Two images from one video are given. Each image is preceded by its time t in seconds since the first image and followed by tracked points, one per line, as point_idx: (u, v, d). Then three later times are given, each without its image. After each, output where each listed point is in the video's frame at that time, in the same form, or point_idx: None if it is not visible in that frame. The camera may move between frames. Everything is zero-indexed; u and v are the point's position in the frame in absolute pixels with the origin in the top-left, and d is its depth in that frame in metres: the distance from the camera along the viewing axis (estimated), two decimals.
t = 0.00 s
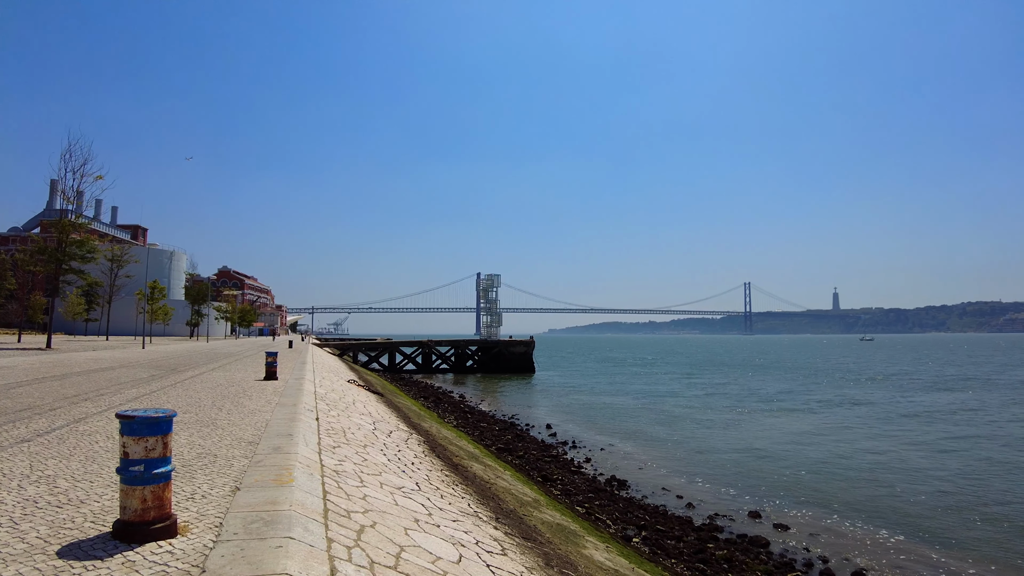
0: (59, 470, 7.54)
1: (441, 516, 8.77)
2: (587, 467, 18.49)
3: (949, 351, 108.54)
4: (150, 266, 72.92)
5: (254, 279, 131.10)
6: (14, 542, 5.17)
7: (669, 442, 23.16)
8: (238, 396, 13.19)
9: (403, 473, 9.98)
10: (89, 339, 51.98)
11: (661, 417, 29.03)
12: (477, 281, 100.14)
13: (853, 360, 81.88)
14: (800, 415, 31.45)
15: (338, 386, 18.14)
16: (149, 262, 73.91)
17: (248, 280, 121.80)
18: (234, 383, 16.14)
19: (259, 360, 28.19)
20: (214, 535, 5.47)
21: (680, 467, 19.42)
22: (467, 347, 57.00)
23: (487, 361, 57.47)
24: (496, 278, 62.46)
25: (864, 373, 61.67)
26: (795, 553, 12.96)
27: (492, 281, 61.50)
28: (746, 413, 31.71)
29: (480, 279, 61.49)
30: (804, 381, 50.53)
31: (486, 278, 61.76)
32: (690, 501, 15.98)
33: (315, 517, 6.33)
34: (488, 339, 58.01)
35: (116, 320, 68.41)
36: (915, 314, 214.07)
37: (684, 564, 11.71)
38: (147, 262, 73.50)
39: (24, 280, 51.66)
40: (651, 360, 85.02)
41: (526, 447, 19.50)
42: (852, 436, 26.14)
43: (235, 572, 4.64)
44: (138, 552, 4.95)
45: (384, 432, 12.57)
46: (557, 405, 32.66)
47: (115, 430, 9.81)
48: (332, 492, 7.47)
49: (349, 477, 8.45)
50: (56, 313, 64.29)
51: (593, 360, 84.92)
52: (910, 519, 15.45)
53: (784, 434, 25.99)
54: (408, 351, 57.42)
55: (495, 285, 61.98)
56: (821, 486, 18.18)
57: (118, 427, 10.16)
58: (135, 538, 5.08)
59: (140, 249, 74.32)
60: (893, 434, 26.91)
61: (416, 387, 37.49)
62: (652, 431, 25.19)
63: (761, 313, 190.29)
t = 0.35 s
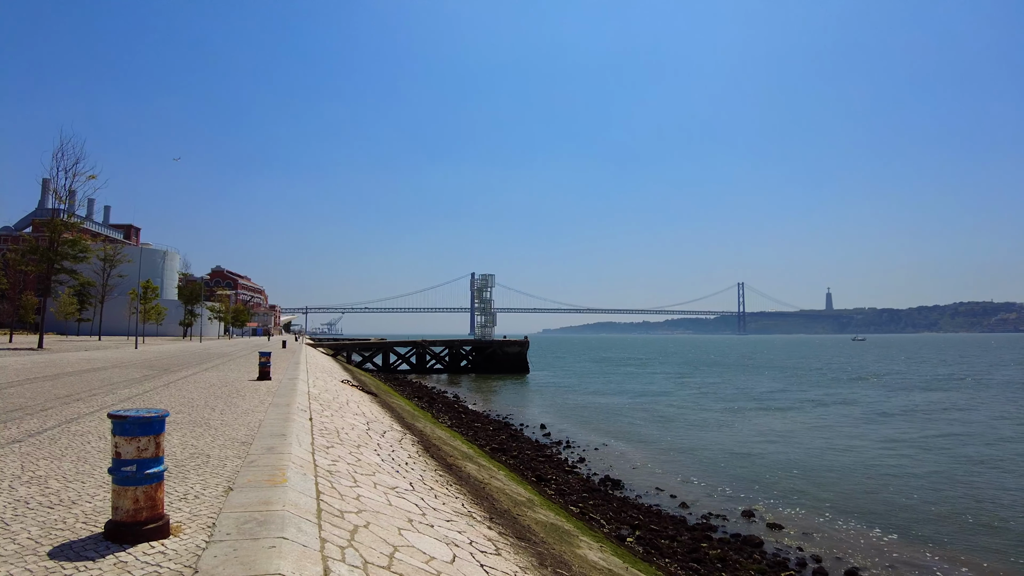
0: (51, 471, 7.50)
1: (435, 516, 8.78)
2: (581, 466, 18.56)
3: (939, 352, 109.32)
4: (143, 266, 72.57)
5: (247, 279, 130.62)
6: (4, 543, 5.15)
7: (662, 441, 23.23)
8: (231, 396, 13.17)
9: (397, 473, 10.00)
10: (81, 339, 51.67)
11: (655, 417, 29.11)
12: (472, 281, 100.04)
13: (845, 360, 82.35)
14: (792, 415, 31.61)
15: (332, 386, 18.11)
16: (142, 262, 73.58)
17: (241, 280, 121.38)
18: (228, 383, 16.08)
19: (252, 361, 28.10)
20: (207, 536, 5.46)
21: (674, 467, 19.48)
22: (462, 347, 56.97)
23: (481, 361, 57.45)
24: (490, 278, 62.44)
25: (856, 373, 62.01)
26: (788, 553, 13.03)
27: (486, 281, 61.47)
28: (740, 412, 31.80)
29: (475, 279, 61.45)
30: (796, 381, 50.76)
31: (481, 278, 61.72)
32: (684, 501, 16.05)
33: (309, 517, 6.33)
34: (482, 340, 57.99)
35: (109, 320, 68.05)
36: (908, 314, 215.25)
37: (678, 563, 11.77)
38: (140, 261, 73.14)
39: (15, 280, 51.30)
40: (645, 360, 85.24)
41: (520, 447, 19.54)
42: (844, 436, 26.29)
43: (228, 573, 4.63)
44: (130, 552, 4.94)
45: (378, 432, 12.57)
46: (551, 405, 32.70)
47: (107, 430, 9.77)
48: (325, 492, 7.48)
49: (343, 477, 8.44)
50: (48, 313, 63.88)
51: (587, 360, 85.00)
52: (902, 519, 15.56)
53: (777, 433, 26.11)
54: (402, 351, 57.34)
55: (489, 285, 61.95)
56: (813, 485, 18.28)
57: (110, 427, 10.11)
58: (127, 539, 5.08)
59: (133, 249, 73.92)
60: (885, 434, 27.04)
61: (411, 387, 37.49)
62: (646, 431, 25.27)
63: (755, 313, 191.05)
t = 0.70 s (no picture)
0: (43, 471, 7.46)
1: (430, 516, 8.78)
2: (575, 466, 18.61)
3: (931, 352, 109.85)
4: (135, 265, 72.20)
5: (241, 279, 130.11)
6: None
7: (656, 441, 23.32)
8: (225, 396, 13.14)
9: (391, 473, 10.00)
10: (73, 339, 51.33)
11: (649, 417, 29.19)
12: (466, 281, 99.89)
13: (838, 360, 82.68)
14: (785, 415, 31.75)
15: (325, 386, 18.09)
16: (135, 261, 73.19)
17: (235, 280, 120.85)
18: (221, 383, 16.04)
19: (246, 361, 28.01)
20: (200, 536, 5.45)
21: (668, 467, 19.55)
22: (456, 347, 56.95)
23: (475, 361, 57.45)
24: (484, 278, 62.42)
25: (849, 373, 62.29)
26: (782, 551, 13.10)
27: (480, 281, 61.45)
28: (733, 412, 31.93)
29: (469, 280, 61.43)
30: (790, 381, 50.95)
31: (475, 278, 61.69)
32: (678, 500, 16.11)
33: (302, 517, 6.33)
34: (477, 340, 57.98)
35: (101, 320, 67.63)
36: (900, 314, 216.20)
37: (672, 562, 11.81)
38: (133, 261, 72.77)
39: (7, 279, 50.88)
40: (639, 360, 85.37)
41: (514, 447, 19.57)
42: (837, 435, 26.42)
43: (221, 573, 4.63)
44: (123, 553, 4.93)
45: (372, 432, 12.56)
46: (546, 405, 32.73)
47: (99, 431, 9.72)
48: (319, 492, 7.48)
49: (336, 477, 8.44)
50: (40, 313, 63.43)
51: (582, 360, 85.00)
52: (894, 518, 15.66)
53: (770, 433, 26.25)
54: (396, 351, 57.27)
55: (483, 285, 61.92)
56: (806, 484, 18.38)
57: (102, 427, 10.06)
58: (120, 539, 5.07)
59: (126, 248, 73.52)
60: (878, 433, 27.20)
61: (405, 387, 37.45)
62: (640, 431, 25.33)
63: (748, 313, 191.65)
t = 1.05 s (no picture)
0: (36, 472, 7.43)
1: (424, 516, 8.79)
2: (570, 465, 18.66)
3: (923, 351, 110.43)
4: (129, 265, 71.85)
5: (235, 279, 129.58)
6: None
7: (651, 441, 23.37)
8: (219, 396, 13.12)
9: (385, 473, 10.00)
10: (66, 339, 51.04)
11: (643, 416, 29.25)
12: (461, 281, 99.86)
13: (832, 360, 82.94)
14: (779, 414, 31.86)
15: (320, 386, 18.05)
16: (128, 261, 72.84)
17: (228, 280, 120.34)
18: (215, 383, 15.99)
19: (239, 361, 27.92)
20: (193, 537, 5.44)
21: (662, 466, 19.60)
22: (450, 347, 56.92)
23: (470, 361, 57.42)
24: (479, 277, 62.39)
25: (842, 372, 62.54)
26: (775, 551, 13.16)
27: (475, 280, 61.41)
28: (726, 412, 32.05)
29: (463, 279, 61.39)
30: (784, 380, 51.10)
31: (469, 278, 61.66)
32: (673, 500, 16.15)
33: (296, 518, 6.32)
34: (471, 339, 57.96)
35: (94, 320, 67.26)
36: (893, 314, 217.45)
37: (666, 562, 11.85)
38: (126, 261, 72.43)
39: None
40: (634, 360, 85.47)
41: (509, 447, 19.60)
42: (830, 435, 26.54)
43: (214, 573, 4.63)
44: (115, 553, 4.92)
45: (367, 432, 12.54)
46: (540, 405, 32.77)
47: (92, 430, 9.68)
48: (313, 492, 7.47)
49: (331, 477, 8.43)
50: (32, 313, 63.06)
51: (577, 360, 85.03)
52: (887, 517, 15.74)
53: (763, 432, 26.35)
54: (391, 351, 57.19)
55: (478, 285, 61.89)
56: (799, 484, 18.46)
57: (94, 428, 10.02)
58: (113, 540, 5.06)
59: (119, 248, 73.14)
60: (871, 433, 27.36)
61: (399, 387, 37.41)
62: (634, 430, 25.40)
63: (743, 313, 192.19)
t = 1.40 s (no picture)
0: (28, 472, 7.41)
1: (418, 516, 8.80)
2: (565, 465, 18.69)
3: (916, 352, 110.95)
4: (122, 264, 71.51)
5: (229, 279, 129.06)
6: None
7: (645, 441, 23.42)
8: (212, 396, 13.10)
9: (380, 473, 10.00)
10: (59, 339, 50.75)
11: (638, 416, 29.33)
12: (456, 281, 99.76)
13: (826, 360, 83.18)
14: (773, 414, 31.96)
15: (314, 386, 18.00)
16: (122, 260, 72.46)
17: (223, 279, 119.81)
18: (209, 383, 15.92)
19: (233, 361, 27.83)
20: (187, 537, 5.44)
21: (656, 466, 19.65)
22: (445, 347, 56.87)
23: (465, 361, 57.39)
24: (473, 277, 62.35)
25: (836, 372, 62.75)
26: (769, 550, 13.23)
27: (470, 280, 61.34)
28: (721, 412, 32.14)
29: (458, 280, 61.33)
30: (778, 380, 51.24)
31: (464, 278, 61.60)
32: (667, 500, 16.19)
33: (290, 518, 6.32)
34: (466, 339, 57.92)
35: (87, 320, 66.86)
36: (887, 314, 218.32)
37: (660, 561, 11.89)
38: (120, 260, 72.07)
39: None
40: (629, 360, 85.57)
41: (504, 447, 19.62)
42: (823, 434, 26.65)
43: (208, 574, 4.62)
44: (108, 554, 4.91)
45: (361, 432, 12.53)
46: (535, 405, 32.79)
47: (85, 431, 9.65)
48: (307, 492, 7.47)
49: (325, 477, 8.42)
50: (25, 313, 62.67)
51: (572, 360, 85.05)
52: (881, 516, 15.82)
53: (757, 432, 26.45)
54: (386, 351, 57.10)
55: (472, 285, 61.86)
56: (793, 483, 18.54)
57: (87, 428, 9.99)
58: (105, 541, 5.04)
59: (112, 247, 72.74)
60: (864, 433, 27.47)
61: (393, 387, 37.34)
62: (628, 430, 25.45)
63: (737, 313, 192.69)
